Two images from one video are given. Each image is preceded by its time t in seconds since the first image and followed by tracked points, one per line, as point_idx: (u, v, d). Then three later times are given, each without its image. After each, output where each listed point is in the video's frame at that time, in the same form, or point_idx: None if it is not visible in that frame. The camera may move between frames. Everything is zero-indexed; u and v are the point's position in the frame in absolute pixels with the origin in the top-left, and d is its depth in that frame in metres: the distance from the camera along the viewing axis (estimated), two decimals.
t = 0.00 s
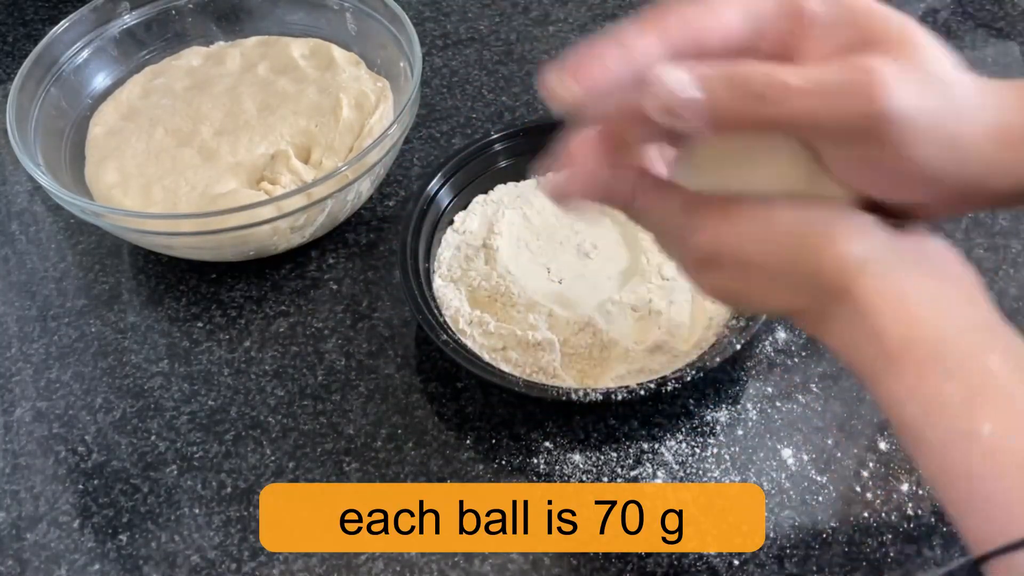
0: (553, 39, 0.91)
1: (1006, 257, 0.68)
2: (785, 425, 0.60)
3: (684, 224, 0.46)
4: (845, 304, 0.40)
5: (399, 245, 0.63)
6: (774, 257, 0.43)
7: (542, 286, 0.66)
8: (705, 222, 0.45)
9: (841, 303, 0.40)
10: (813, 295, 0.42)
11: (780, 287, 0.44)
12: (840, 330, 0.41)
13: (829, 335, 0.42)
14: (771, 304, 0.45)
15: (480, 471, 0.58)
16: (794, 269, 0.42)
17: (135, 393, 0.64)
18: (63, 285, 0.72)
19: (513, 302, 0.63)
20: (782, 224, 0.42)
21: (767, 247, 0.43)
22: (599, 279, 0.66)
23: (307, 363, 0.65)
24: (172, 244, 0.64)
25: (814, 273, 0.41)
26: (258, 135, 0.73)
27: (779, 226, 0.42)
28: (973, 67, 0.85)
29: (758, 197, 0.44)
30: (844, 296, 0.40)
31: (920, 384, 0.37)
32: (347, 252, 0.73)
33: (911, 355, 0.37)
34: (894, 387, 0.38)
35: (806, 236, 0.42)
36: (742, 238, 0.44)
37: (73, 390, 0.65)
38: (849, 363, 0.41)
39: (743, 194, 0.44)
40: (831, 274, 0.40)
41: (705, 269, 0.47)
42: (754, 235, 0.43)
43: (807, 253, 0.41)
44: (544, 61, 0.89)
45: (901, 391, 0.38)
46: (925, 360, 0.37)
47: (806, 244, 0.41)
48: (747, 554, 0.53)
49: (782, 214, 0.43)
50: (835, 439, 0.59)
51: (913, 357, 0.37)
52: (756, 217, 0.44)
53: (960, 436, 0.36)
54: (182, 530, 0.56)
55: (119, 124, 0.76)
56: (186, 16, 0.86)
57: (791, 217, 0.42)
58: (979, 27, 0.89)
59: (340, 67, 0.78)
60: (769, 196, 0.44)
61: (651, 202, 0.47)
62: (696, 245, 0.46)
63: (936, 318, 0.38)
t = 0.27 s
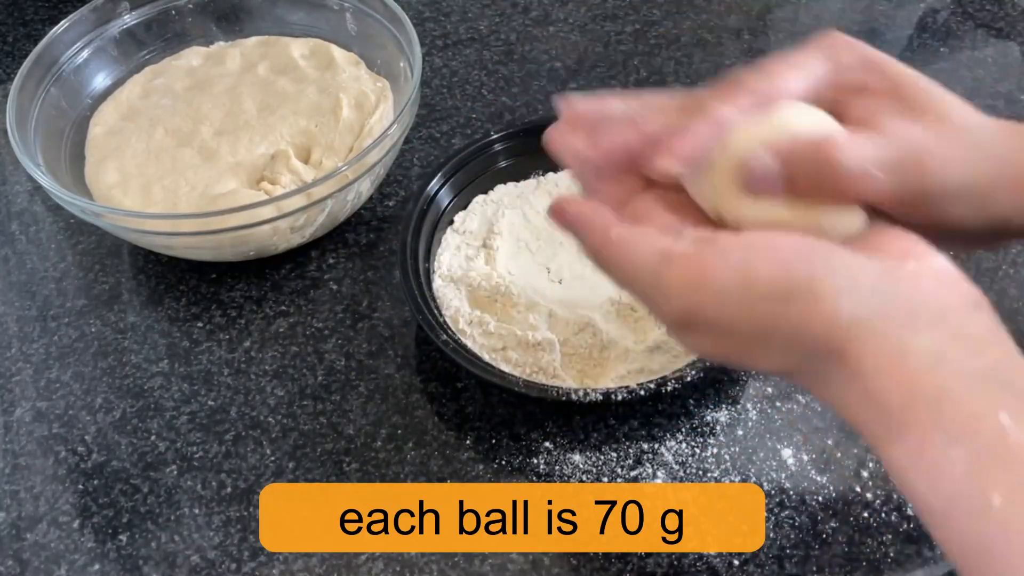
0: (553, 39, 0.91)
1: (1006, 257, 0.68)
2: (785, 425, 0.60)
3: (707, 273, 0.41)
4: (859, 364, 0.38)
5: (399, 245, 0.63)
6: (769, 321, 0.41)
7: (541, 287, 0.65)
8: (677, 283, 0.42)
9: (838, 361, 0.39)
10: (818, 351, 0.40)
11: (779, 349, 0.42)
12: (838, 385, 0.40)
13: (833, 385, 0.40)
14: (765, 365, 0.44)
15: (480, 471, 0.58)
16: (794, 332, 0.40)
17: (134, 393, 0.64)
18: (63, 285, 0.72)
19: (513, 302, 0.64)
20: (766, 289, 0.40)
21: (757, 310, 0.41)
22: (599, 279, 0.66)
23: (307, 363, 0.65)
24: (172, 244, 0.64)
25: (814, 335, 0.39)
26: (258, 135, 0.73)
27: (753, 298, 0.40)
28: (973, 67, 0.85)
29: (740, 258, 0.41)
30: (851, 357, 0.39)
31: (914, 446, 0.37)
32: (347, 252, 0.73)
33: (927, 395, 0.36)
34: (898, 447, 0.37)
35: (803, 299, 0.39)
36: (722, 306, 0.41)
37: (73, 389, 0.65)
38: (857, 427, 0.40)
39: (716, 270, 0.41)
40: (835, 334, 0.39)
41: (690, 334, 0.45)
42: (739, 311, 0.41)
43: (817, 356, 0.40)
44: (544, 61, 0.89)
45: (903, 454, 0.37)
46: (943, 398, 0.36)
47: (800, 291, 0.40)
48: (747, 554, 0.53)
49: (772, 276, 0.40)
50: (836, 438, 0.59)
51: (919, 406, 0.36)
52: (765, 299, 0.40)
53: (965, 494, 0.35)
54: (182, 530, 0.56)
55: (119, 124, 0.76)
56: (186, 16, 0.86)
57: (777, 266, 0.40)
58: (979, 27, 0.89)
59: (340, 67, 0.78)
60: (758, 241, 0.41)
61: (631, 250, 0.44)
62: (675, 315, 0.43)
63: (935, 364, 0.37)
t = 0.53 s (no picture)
0: (553, 39, 0.91)
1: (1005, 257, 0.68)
2: (785, 425, 0.60)
3: (723, 276, 0.40)
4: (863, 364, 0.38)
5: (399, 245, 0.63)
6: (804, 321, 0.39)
7: (542, 287, 0.66)
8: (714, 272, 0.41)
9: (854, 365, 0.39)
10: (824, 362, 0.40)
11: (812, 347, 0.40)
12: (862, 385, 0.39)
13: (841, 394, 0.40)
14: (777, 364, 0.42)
15: (480, 471, 0.58)
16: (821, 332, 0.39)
17: (135, 393, 0.64)
18: (63, 285, 0.72)
19: (513, 302, 0.63)
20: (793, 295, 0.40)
21: (756, 308, 0.40)
22: (599, 279, 0.66)
23: (307, 363, 0.65)
24: (172, 244, 0.64)
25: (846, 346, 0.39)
26: (258, 135, 0.73)
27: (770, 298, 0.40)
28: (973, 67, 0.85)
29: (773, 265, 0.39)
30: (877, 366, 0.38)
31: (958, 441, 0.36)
32: (347, 252, 0.73)
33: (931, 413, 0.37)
34: (907, 449, 0.38)
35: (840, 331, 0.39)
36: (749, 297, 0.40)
37: (73, 389, 0.65)
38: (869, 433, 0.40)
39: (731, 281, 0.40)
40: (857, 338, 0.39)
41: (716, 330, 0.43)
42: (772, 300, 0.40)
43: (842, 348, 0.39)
44: (544, 61, 0.89)
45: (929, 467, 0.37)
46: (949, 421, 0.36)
47: (822, 297, 0.40)
48: (747, 554, 0.53)
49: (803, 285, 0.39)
50: (836, 438, 0.59)
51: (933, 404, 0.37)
52: (803, 298, 0.40)
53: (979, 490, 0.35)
54: (182, 530, 0.56)
55: (119, 124, 0.76)
56: (186, 16, 0.86)
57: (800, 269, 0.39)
58: (979, 27, 0.89)
59: (340, 67, 0.78)
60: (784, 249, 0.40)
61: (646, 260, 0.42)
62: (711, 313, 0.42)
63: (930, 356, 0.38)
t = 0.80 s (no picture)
0: (553, 39, 0.91)
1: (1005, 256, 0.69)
2: (785, 425, 0.60)
3: (799, 204, 0.40)
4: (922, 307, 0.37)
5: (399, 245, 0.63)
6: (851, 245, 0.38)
7: (542, 287, 0.66)
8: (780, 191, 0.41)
9: (912, 308, 0.37)
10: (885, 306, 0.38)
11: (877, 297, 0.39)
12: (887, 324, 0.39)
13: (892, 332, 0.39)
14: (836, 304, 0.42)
15: (480, 471, 0.58)
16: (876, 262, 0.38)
17: (135, 393, 0.64)
18: (63, 285, 0.72)
19: (513, 302, 0.63)
20: (866, 219, 0.38)
21: (832, 229, 0.39)
22: (599, 279, 0.66)
23: (307, 363, 0.65)
24: (172, 244, 0.64)
25: (873, 258, 0.38)
26: (258, 135, 0.73)
27: (832, 216, 0.39)
28: (973, 67, 0.85)
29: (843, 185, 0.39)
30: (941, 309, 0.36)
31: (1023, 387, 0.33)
32: (347, 252, 0.73)
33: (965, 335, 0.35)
34: (964, 407, 0.35)
35: (870, 241, 0.38)
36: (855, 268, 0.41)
37: (73, 390, 0.65)
38: (926, 391, 0.38)
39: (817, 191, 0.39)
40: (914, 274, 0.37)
41: (773, 259, 0.43)
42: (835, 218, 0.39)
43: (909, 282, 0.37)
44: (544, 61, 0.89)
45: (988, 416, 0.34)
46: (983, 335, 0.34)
47: (884, 234, 0.37)
48: (747, 554, 0.53)
49: (868, 215, 0.38)
50: (836, 438, 0.59)
51: (980, 356, 0.35)
52: (856, 248, 0.38)
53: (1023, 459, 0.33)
54: (182, 530, 0.56)
55: (119, 124, 0.76)
56: (186, 16, 0.86)
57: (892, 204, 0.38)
58: (979, 27, 0.89)
59: (340, 67, 0.78)
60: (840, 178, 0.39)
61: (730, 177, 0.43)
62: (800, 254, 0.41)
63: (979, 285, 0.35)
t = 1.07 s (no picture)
0: (553, 38, 0.91)
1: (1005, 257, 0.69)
2: (785, 425, 0.60)
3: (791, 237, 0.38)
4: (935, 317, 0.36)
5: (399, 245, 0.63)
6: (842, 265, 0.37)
7: (542, 286, 0.66)
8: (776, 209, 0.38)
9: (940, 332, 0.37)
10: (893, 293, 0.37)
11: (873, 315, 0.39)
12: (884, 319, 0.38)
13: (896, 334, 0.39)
14: (843, 331, 0.42)
15: (480, 471, 0.58)
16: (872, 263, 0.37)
17: (135, 393, 0.64)
18: (63, 285, 0.72)
19: (513, 302, 0.63)
20: (888, 240, 0.36)
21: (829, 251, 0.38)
22: (599, 279, 0.66)
23: (307, 363, 0.65)
24: (172, 244, 0.64)
25: (905, 286, 0.36)
26: (258, 135, 0.73)
27: (849, 225, 0.37)
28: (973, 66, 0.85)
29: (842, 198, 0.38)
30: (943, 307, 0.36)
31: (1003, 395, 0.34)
32: (347, 253, 0.73)
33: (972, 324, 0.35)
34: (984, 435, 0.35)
35: (897, 261, 0.36)
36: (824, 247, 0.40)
37: (73, 389, 0.65)
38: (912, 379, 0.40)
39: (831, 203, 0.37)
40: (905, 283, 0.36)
41: (779, 286, 0.42)
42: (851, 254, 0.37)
43: (874, 292, 0.38)
44: (544, 61, 0.89)
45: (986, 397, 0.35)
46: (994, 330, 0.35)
47: (908, 259, 0.36)
48: (747, 554, 0.53)
49: (877, 232, 0.37)
50: (835, 438, 0.59)
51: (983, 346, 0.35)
52: (872, 238, 0.37)
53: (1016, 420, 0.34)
54: (182, 530, 0.56)
55: (119, 124, 0.76)
56: (186, 16, 0.86)
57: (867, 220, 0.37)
58: (979, 27, 0.89)
59: (340, 67, 0.78)
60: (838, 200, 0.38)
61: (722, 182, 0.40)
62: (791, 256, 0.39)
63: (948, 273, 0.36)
